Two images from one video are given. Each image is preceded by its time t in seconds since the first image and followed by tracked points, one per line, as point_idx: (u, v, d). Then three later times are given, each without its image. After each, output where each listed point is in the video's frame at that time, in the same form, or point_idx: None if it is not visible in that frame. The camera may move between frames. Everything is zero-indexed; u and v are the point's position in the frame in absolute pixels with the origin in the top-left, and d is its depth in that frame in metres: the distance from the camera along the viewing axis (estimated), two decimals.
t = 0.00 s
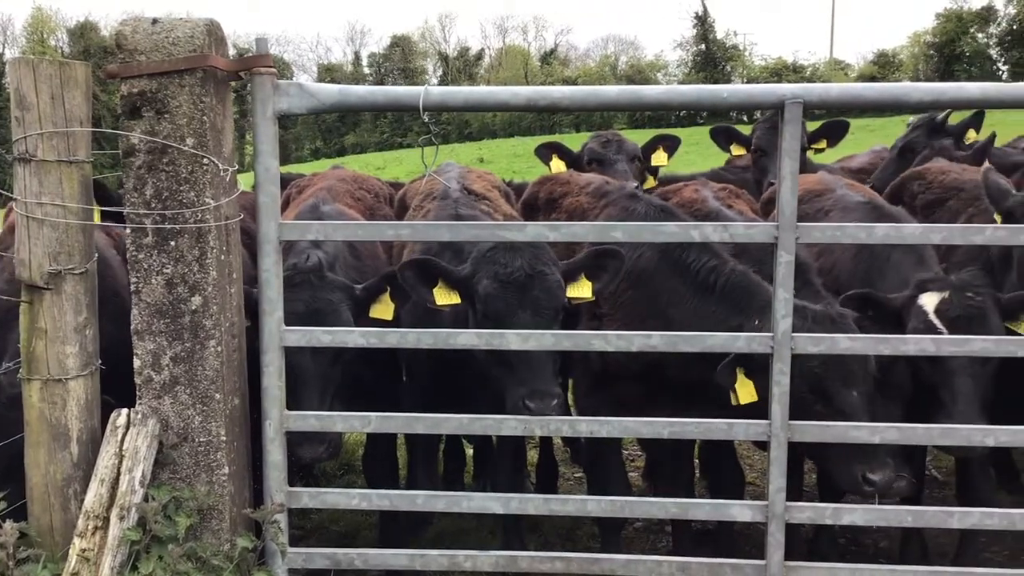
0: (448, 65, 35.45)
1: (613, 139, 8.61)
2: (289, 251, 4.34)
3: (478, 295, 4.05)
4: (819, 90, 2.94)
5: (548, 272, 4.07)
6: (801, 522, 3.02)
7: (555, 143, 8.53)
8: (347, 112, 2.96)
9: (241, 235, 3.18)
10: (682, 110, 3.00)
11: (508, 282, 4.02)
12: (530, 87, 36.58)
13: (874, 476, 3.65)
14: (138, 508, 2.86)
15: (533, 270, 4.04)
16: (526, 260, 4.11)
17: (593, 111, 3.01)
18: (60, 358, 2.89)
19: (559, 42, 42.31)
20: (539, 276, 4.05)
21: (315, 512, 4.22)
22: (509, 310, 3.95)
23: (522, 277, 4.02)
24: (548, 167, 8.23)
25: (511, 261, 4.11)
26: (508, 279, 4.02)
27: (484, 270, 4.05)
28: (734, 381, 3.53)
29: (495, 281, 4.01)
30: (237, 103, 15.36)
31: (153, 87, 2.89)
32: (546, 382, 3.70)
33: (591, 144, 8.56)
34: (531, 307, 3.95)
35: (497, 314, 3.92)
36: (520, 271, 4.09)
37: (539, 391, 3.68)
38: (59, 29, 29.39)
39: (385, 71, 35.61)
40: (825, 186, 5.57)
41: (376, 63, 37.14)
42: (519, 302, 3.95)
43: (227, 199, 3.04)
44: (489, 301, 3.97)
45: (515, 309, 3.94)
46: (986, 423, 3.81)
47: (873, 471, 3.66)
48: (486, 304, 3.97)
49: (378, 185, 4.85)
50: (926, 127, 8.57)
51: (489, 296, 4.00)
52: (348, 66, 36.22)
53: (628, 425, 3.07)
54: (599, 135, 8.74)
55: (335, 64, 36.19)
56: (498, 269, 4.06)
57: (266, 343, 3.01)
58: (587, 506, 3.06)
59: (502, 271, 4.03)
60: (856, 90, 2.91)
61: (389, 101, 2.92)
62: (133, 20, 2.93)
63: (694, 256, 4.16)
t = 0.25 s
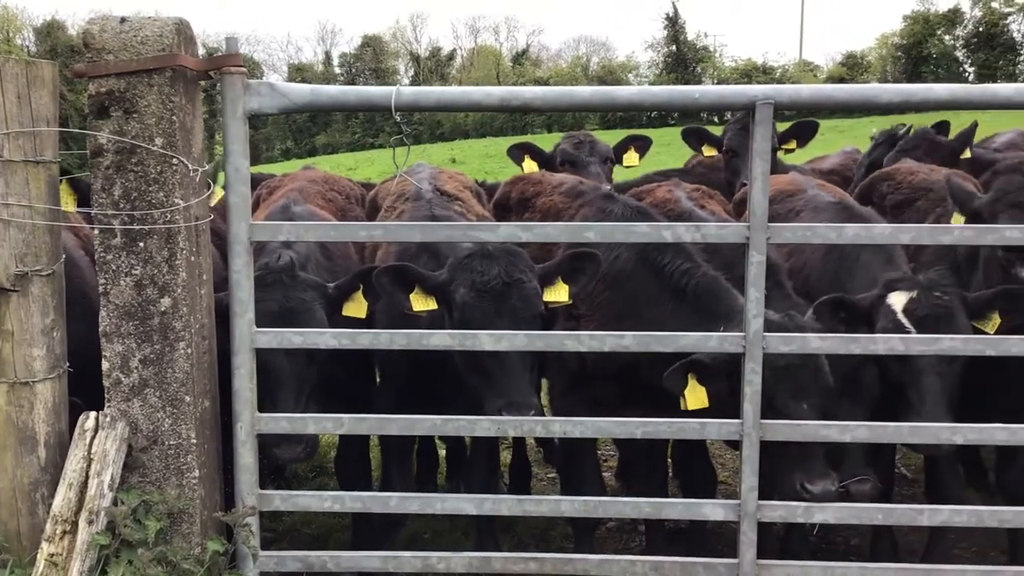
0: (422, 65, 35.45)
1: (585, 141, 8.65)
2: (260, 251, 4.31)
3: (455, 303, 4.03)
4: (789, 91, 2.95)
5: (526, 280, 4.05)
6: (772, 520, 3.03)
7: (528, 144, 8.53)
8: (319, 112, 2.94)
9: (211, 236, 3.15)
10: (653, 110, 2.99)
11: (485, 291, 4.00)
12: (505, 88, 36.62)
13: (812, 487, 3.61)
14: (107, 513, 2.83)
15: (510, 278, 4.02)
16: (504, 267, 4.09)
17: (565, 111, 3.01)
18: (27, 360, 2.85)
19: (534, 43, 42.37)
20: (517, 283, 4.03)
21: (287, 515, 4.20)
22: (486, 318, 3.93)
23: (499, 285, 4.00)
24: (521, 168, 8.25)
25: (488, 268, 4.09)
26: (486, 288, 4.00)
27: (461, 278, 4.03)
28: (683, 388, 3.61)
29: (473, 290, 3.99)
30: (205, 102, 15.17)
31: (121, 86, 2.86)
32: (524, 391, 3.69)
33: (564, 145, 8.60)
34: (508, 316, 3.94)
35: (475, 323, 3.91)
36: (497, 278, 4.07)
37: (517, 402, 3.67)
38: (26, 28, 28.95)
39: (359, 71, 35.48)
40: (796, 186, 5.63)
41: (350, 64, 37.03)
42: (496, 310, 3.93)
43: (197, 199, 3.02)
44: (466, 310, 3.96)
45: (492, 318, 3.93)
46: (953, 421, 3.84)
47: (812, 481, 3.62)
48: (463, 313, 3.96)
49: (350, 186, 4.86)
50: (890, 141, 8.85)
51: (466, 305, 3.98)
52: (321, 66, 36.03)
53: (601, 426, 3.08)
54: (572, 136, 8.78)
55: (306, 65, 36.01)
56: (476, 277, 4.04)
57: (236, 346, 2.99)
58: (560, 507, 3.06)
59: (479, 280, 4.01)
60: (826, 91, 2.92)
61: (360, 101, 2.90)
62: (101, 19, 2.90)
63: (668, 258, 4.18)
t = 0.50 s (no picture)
0: (403, 66, 35.41)
1: (565, 141, 8.63)
2: (238, 251, 4.29)
3: (436, 310, 4.01)
4: (767, 92, 2.96)
5: (507, 284, 4.04)
6: (751, 520, 3.04)
7: (507, 144, 8.53)
8: (297, 112, 2.92)
9: (188, 237, 3.12)
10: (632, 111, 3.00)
11: (466, 296, 3.98)
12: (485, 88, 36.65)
13: (773, 488, 3.61)
14: (83, 516, 2.81)
15: (491, 282, 4.00)
16: (483, 272, 4.07)
17: (543, 112, 3.00)
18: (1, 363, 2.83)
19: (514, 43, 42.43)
20: (497, 287, 4.01)
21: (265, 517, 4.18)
22: (466, 323, 3.92)
23: (479, 290, 3.99)
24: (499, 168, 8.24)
25: (468, 274, 4.08)
26: (466, 294, 3.98)
27: (442, 284, 4.02)
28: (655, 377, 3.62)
29: (453, 296, 3.98)
30: (182, 103, 15.05)
31: (96, 85, 2.83)
32: (506, 393, 3.67)
33: (542, 146, 8.59)
34: (489, 321, 3.93)
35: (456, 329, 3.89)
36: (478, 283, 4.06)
37: (500, 405, 3.65)
38: None
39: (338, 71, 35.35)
40: (774, 186, 5.67)
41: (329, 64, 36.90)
42: (476, 315, 3.93)
43: (173, 199, 2.99)
44: (447, 316, 3.94)
45: (473, 323, 3.92)
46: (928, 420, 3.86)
47: (773, 482, 3.62)
48: (444, 319, 3.96)
49: (327, 186, 4.83)
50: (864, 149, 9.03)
51: (447, 311, 3.97)
52: (298, 66, 35.87)
53: (581, 426, 3.07)
54: (551, 136, 8.77)
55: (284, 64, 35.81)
56: (456, 283, 4.03)
57: (214, 347, 2.97)
58: (540, 507, 3.06)
59: (459, 285, 4.00)
60: (803, 92, 2.93)
61: (338, 101, 2.88)
62: (76, 17, 2.87)
63: (648, 258, 4.19)
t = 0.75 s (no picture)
0: (384, 66, 35.35)
1: (541, 142, 8.65)
2: (212, 251, 4.27)
3: (416, 318, 3.99)
4: (743, 93, 2.97)
5: (486, 291, 4.01)
6: (728, 519, 3.05)
7: (484, 144, 8.53)
8: (272, 112, 2.90)
9: (161, 237, 3.10)
10: (610, 111, 2.99)
11: (446, 304, 3.95)
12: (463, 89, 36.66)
13: (747, 485, 3.63)
14: (56, 519, 2.78)
15: (471, 290, 3.98)
16: (462, 280, 4.05)
17: (520, 112, 3.00)
18: None
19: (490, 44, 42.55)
20: (477, 295, 3.99)
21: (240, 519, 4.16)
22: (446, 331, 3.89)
23: (460, 298, 3.96)
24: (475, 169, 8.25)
25: (447, 282, 4.05)
26: (446, 302, 3.96)
27: (421, 293, 3.99)
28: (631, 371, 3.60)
29: (434, 304, 3.95)
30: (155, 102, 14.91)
31: (69, 84, 2.80)
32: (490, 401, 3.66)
33: (519, 146, 8.60)
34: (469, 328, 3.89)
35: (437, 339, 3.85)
36: (457, 291, 4.03)
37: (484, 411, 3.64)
38: None
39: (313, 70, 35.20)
40: (750, 187, 5.71)
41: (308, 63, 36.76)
42: (457, 323, 3.90)
43: (147, 200, 2.97)
44: (428, 324, 3.91)
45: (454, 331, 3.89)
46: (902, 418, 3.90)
47: (747, 479, 3.64)
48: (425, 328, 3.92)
49: (304, 186, 4.81)
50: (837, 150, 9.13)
51: (429, 319, 3.93)
52: (274, 65, 35.67)
53: (559, 426, 3.07)
54: (527, 137, 8.78)
55: (260, 64, 35.61)
56: (436, 291, 4.00)
57: (188, 348, 2.94)
58: (518, 508, 3.06)
59: (439, 294, 3.97)
60: (778, 92, 2.95)
61: (314, 100, 2.85)
62: (48, 16, 2.84)
63: (625, 258, 4.21)
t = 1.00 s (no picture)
0: (366, 67, 35.29)
1: (520, 142, 8.67)
2: (189, 252, 4.24)
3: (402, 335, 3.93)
4: (722, 93, 2.98)
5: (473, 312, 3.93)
6: (708, 518, 3.06)
7: (463, 145, 8.53)
8: (251, 111, 2.89)
9: (138, 238, 3.07)
10: (589, 111, 3.00)
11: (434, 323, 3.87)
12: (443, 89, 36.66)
13: (728, 484, 3.64)
14: (31, 523, 2.73)
15: (458, 310, 3.89)
16: (450, 299, 3.98)
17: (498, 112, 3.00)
18: None
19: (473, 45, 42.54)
20: (465, 315, 3.91)
21: (218, 521, 4.14)
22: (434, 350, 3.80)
23: (446, 318, 3.88)
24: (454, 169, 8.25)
25: (435, 301, 3.97)
26: (433, 321, 3.87)
27: (408, 312, 3.91)
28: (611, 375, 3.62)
29: (421, 323, 3.86)
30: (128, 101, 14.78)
31: (44, 84, 2.77)
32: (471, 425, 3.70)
33: (498, 147, 8.62)
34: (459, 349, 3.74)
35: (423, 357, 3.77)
36: (445, 310, 3.95)
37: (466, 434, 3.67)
38: None
39: (292, 70, 35.03)
40: (728, 187, 5.74)
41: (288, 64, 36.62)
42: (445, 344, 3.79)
43: (123, 200, 2.95)
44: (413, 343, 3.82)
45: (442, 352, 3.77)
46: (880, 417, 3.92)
47: (728, 478, 3.64)
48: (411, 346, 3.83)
49: (282, 186, 4.79)
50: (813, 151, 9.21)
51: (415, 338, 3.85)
52: (253, 65, 35.50)
53: (539, 426, 3.07)
54: (507, 137, 8.80)
55: (239, 64, 35.43)
56: (423, 310, 3.92)
57: (165, 350, 2.92)
58: (499, 508, 3.06)
59: (426, 313, 3.89)
60: (756, 93, 2.96)
61: (293, 99, 2.84)
62: (23, 15, 2.81)
63: (606, 259, 4.22)
